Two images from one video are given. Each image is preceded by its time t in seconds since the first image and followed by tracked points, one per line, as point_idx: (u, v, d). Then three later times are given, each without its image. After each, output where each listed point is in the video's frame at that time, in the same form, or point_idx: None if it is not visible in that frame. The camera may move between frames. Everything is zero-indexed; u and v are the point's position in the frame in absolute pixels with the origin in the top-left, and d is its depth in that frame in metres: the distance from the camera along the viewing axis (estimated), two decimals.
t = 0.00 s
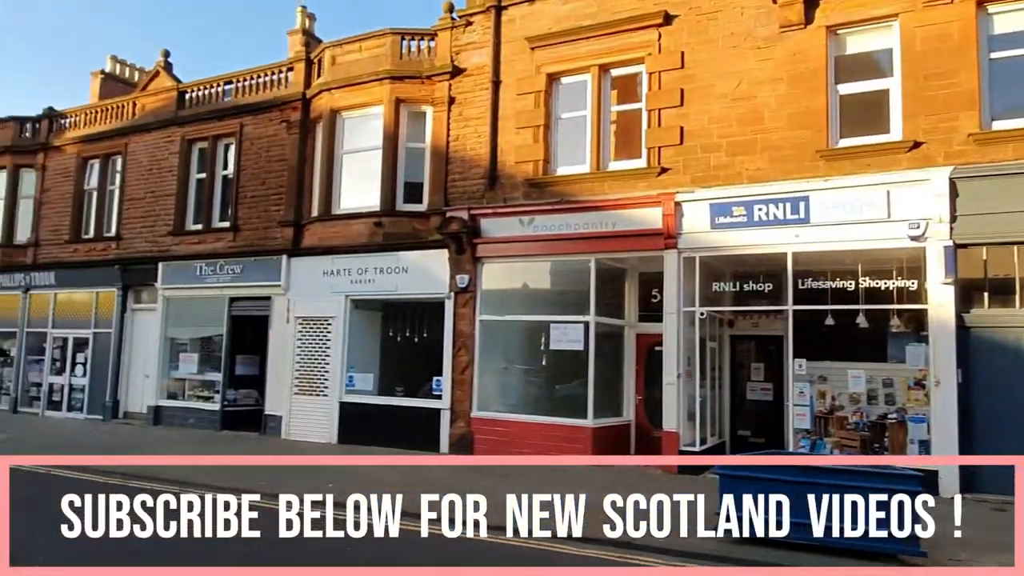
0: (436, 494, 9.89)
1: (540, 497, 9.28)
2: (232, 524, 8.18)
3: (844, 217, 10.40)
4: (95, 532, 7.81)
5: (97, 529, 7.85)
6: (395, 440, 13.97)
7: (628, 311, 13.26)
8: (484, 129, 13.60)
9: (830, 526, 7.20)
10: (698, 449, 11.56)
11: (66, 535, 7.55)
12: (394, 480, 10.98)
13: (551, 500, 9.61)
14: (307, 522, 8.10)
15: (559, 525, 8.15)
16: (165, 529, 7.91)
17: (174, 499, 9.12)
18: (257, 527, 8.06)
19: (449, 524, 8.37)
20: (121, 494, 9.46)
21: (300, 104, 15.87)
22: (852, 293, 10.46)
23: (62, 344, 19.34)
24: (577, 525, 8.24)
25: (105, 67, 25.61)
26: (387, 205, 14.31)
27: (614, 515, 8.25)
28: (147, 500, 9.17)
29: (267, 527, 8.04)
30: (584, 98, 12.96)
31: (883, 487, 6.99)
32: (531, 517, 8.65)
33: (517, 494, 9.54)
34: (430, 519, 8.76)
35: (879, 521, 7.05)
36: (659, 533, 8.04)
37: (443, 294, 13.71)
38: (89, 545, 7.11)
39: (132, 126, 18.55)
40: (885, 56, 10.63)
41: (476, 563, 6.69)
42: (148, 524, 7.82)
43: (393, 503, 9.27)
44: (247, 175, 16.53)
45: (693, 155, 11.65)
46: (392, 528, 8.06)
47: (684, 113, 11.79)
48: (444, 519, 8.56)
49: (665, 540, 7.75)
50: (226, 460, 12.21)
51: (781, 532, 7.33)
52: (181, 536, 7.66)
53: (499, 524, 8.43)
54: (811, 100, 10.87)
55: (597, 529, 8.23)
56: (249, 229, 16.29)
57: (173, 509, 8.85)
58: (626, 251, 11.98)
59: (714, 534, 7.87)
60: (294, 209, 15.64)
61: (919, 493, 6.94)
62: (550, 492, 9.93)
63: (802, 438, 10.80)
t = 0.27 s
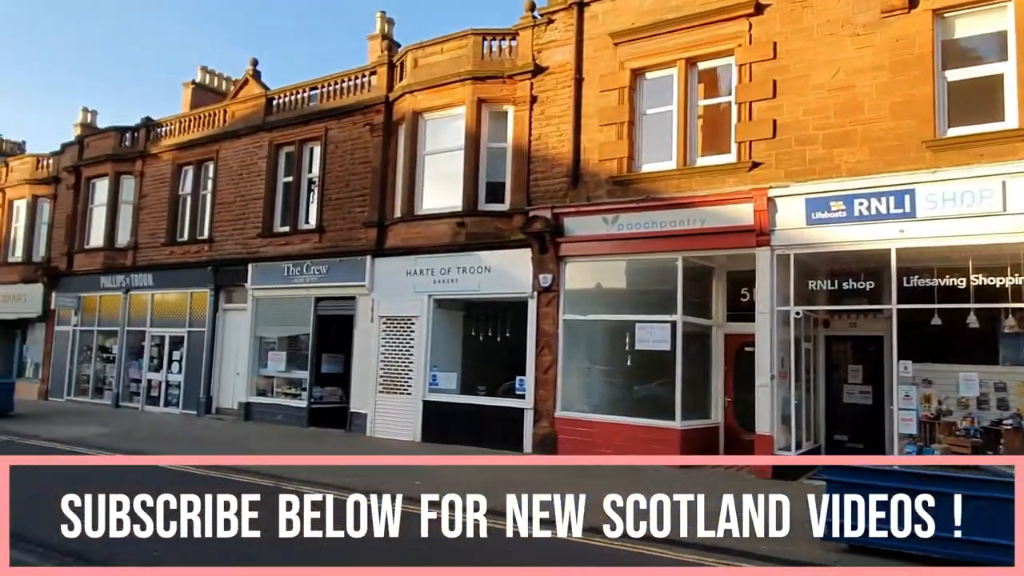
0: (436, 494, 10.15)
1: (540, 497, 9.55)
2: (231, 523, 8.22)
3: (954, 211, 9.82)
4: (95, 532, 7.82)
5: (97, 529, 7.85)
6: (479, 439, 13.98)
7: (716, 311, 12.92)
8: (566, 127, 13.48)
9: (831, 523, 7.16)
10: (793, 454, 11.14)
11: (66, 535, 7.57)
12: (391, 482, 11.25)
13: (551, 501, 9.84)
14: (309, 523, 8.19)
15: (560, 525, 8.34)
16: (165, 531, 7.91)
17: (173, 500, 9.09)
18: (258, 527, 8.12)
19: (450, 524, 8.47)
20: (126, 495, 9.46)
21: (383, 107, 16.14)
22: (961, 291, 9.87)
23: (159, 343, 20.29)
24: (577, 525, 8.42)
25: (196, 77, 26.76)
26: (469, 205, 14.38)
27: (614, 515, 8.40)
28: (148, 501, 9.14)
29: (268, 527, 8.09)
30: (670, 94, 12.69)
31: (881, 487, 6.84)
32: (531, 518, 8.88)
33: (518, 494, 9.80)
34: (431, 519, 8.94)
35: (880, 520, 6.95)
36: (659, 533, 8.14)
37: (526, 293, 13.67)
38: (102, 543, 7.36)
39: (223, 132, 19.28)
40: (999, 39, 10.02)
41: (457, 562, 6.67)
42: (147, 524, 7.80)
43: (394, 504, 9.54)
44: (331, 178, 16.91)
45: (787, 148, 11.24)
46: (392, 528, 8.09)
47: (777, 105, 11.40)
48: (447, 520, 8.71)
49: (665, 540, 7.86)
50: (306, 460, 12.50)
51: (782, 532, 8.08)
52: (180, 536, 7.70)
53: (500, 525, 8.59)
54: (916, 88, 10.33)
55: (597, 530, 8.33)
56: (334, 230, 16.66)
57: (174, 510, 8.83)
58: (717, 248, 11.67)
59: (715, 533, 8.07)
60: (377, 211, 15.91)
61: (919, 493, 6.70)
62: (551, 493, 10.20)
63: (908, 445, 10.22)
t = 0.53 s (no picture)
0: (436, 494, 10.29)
1: (539, 498, 9.75)
2: (230, 524, 8.23)
3: None
4: (95, 531, 7.84)
5: (97, 530, 7.87)
6: (536, 441, 13.84)
7: (782, 313, 12.58)
8: (626, 126, 13.26)
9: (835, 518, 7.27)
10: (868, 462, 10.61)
11: (66, 535, 7.58)
12: (390, 480, 11.39)
13: (551, 500, 10.02)
14: (309, 523, 8.26)
15: (559, 525, 8.49)
16: (165, 530, 7.93)
17: (173, 499, 9.14)
18: (258, 527, 8.15)
19: (450, 524, 8.48)
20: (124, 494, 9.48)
21: (438, 108, 16.16)
22: None
23: (219, 343, 20.71)
24: (577, 525, 8.57)
25: (252, 83, 27.28)
26: (526, 205, 14.27)
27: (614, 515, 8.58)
28: (148, 500, 9.15)
29: (268, 528, 8.12)
30: (734, 90, 12.39)
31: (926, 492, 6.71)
32: (531, 518, 9.03)
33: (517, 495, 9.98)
34: (431, 519, 9.03)
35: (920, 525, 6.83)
36: (659, 533, 8.26)
37: (584, 294, 13.49)
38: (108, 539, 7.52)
39: (280, 136, 19.57)
40: None
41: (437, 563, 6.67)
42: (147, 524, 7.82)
43: (393, 505, 9.66)
44: (387, 180, 17.00)
45: (859, 143, 10.86)
46: (391, 529, 8.17)
47: (848, 99, 11.03)
48: (446, 519, 8.80)
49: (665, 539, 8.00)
50: (361, 460, 12.57)
51: (781, 532, 8.34)
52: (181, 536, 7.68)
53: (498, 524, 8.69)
54: (998, 79, 9.88)
55: (597, 529, 8.49)
56: (390, 232, 16.74)
57: (173, 510, 8.81)
58: (784, 248, 11.31)
59: (715, 533, 8.28)
60: (433, 212, 15.93)
61: (920, 493, 6.73)
62: (550, 492, 10.36)
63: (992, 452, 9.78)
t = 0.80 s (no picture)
0: (436, 494, 10.26)
1: (540, 498, 9.84)
2: (230, 524, 8.18)
3: None
4: (95, 532, 7.86)
5: (97, 530, 7.90)
6: (584, 442, 13.64)
7: (840, 311, 12.20)
8: (676, 120, 12.97)
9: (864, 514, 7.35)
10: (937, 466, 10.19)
11: (66, 535, 7.60)
12: (389, 480, 11.31)
13: (551, 501, 10.05)
14: (309, 523, 8.23)
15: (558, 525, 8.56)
16: (164, 530, 7.94)
17: (174, 500, 9.11)
18: (258, 527, 8.13)
19: (449, 524, 8.52)
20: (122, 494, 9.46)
21: (483, 106, 16.05)
22: None
23: (265, 342, 20.91)
24: (576, 525, 8.62)
25: (296, 84, 27.54)
26: (574, 203, 14.05)
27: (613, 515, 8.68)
28: (148, 501, 9.12)
29: (268, 527, 8.09)
30: (790, 81, 12.04)
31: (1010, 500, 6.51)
32: (531, 518, 9.03)
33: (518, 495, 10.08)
34: (431, 519, 8.99)
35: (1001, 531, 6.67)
36: (658, 533, 8.33)
37: (634, 292, 13.21)
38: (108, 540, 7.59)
39: (325, 136, 19.66)
40: None
41: (425, 563, 6.67)
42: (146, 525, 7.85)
43: (393, 504, 9.58)
44: (432, 179, 16.94)
45: (925, 135, 10.45)
46: (391, 529, 8.23)
47: (913, 89, 10.62)
48: (445, 519, 8.83)
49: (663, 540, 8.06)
50: (407, 459, 12.51)
51: (781, 532, 8.39)
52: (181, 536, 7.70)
53: (497, 524, 8.76)
54: None
55: (598, 528, 8.66)
56: (435, 230, 16.69)
57: (173, 510, 8.79)
58: (846, 244, 10.94)
59: (716, 533, 8.30)
60: (478, 210, 15.82)
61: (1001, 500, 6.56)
62: (550, 492, 10.37)
63: None
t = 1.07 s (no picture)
0: (435, 494, 10.40)
1: (539, 499, 10.00)
2: (229, 524, 8.35)
3: None
4: (95, 532, 8.00)
5: (98, 529, 8.04)
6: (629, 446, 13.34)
7: (897, 313, 11.78)
8: (724, 116, 12.64)
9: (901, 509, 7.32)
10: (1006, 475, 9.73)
11: (66, 535, 7.72)
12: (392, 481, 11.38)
13: (551, 502, 10.20)
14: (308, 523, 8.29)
15: (560, 526, 8.67)
16: (164, 531, 8.12)
17: (172, 500, 9.27)
18: (258, 526, 8.28)
19: (450, 524, 8.70)
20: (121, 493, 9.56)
21: (523, 104, 15.85)
22: None
23: (303, 343, 20.96)
24: (576, 524, 8.75)
25: (331, 86, 27.64)
26: (617, 202, 13.77)
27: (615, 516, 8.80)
28: (148, 501, 9.26)
29: (267, 527, 8.22)
30: (844, 74, 11.65)
31: None
32: (531, 518, 9.15)
33: (517, 495, 10.23)
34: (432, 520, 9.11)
35: None
36: (659, 532, 8.47)
37: (681, 293, 12.89)
38: (111, 539, 7.75)
39: (362, 137, 19.64)
40: None
41: (419, 563, 6.70)
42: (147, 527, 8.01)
43: (393, 503, 9.67)
44: (471, 179, 16.79)
45: (990, 128, 10.02)
46: (391, 529, 8.33)
47: (976, 80, 10.18)
48: (445, 518, 8.99)
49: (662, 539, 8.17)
50: (447, 463, 12.38)
51: (781, 532, 8.50)
52: (181, 536, 7.91)
53: (497, 523, 8.92)
54: None
55: (598, 528, 8.79)
56: (474, 231, 16.54)
57: (172, 510, 8.94)
58: (907, 241, 10.57)
59: (717, 533, 8.39)
60: (518, 210, 15.63)
61: None
62: (550, 493, 10.55)
63: None
